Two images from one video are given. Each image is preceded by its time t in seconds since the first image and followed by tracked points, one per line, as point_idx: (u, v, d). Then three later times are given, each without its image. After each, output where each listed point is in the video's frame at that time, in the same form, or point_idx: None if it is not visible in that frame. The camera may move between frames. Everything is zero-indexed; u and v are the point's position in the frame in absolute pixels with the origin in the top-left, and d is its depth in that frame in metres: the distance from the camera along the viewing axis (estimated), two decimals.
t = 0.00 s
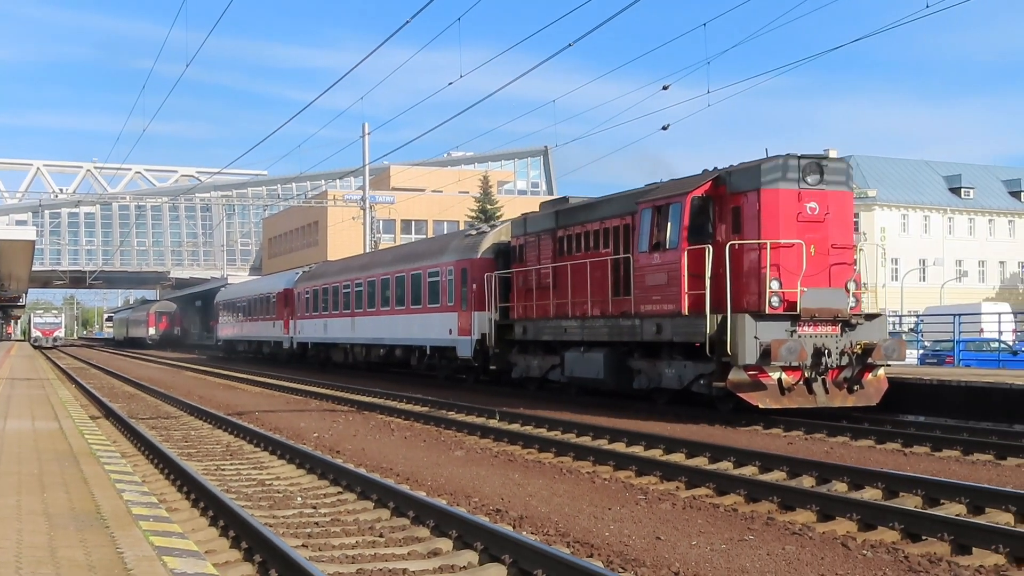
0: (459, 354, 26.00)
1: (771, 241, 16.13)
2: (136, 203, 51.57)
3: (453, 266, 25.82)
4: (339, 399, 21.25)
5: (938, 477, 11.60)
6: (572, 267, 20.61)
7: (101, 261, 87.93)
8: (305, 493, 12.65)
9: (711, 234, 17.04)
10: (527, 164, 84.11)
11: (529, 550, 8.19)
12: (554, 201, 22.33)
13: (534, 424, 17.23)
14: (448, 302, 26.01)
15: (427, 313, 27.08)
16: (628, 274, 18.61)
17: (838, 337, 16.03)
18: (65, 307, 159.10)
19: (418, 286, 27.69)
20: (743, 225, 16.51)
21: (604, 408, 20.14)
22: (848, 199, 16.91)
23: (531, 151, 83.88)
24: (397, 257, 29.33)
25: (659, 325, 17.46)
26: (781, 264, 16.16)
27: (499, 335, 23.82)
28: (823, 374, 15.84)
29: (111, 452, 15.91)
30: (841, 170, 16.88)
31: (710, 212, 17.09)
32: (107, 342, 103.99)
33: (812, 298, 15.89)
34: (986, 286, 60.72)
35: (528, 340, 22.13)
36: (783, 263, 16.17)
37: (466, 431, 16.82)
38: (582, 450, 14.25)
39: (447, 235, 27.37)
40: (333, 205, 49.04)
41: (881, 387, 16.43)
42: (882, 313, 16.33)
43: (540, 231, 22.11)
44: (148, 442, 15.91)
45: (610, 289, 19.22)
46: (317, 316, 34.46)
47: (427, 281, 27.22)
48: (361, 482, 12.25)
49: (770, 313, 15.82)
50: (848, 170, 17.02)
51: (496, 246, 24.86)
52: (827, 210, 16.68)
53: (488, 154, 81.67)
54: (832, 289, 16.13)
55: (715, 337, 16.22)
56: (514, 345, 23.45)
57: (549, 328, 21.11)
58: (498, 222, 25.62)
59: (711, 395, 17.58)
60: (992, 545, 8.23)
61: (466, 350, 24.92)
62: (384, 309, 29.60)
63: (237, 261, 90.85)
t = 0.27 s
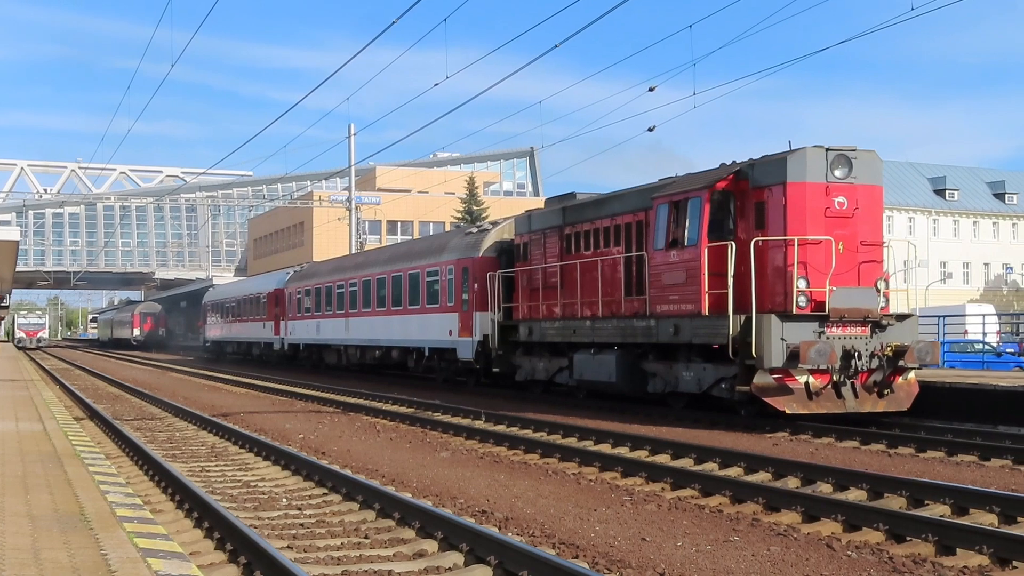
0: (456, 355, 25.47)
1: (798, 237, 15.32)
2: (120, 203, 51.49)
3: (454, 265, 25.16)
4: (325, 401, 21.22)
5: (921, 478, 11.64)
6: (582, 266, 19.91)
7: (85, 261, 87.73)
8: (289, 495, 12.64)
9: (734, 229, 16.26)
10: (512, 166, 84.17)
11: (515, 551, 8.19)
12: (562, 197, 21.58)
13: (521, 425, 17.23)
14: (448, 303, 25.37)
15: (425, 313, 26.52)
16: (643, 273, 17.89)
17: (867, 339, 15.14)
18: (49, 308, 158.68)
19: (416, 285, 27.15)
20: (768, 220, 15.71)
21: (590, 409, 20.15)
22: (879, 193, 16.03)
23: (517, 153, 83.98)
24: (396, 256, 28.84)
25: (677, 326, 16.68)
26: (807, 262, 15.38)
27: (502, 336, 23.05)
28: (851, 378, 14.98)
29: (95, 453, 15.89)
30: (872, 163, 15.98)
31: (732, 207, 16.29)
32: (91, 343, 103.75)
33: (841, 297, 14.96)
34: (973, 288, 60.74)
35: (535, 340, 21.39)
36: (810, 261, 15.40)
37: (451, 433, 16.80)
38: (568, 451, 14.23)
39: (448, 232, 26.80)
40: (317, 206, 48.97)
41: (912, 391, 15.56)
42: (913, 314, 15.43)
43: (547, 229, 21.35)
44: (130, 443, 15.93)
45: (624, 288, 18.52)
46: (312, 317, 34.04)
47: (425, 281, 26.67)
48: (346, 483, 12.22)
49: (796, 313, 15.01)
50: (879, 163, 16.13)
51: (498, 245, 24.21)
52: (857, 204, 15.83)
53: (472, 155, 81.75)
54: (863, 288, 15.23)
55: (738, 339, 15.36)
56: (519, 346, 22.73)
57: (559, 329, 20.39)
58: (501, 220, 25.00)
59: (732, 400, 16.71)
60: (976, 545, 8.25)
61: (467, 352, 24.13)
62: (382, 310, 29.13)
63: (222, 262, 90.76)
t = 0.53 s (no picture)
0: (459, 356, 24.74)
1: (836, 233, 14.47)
2: (103, 204, 51.40)
3: (457, 263, 24.22)
4: (308, 403, 21.23)
5: (905, 478, 11.67)
6: (597, 263, 18.98)
7: (68, 262, 87.65)
8: (273, 496, 12.62)
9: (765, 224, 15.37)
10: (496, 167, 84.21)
11: (500, 552, 8.19)
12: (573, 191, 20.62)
13: (505, 427, 17.24)
14: (450, 303, 24.52)
15: (427, 313, 25.70)
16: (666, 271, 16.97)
17: (910, 340, 14.37)
18: (31, 309, 158.22)
19: (417, 285, 26.33)
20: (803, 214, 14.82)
21: (575, 411, 20.13)
22: (921, 185, 15.18)
23: (501, 155, 84.02)
24: (396, 253, 28.03)
25: (704, 327, 15.69)
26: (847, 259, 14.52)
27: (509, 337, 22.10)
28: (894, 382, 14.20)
29: (79, 455, 15.90)
30: (914, 153, 15.13)
31: (762, 200, 15.38)
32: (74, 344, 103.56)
33: (884, 296, 14.09)
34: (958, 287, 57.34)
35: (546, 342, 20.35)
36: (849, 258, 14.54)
37: (435, 434, 16.80)
38: (552, 451, 14.25)
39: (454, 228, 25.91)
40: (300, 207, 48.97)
41: (956, 397, 14.79)
42: (958, 314, 14.67)
43: (558, 223, 20.40)
44: (113, 443, 15.93)
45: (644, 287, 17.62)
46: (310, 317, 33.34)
47: (427, 280, 25.82)
48: (331, 485, 12.18)
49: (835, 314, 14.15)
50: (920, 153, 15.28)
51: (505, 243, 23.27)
52: (899, 197, 14.98)
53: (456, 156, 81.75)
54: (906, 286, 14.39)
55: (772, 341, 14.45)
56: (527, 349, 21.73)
57: (572, 331, 19.37)
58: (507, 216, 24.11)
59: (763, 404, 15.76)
60: (959, 546, 8.27)
61: (472, 354, 23.18)
62: (382, 309, 28.36)
63: (205, 263, 90.62)
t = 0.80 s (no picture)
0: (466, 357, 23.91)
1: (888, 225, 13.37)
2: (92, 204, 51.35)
3: (467, 260, 23.19)
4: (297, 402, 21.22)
5: (894, 479, 11.67)
6: (620, 258, 18.01)
7: (58, 262, 87.58)
8: (262, 497, 12.61)
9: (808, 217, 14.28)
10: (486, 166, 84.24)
11: (489, 552, 8.19)
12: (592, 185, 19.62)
13: (495, 427, 17.24)
14: (459, 301, 23.49)
15: (433, 312, 24.77)
16: (698, 267, 15.90)
17: (966, 340, 13.24)
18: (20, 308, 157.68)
19: (423, 282, 25.38)
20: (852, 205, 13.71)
21: (564, 412, 20.11)
22: (978, 174, 14.09)
23: (490, 155, 84.03)
24: (401, 250, 27.14)
25: (741, 327, 14.59)
26: (900, 254, 13.41)
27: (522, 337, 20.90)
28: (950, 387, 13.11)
29: (67, 455, 15.88)
30: (970, 140, 14.03)
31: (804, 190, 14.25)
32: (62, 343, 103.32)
33: (940, 292, 12.99)
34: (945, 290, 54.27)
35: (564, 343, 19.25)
36: (903, 252, 13.43)
37: (425, 434, 16.78)
38: (542, 451, 14.24)
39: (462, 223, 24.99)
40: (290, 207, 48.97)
41: (1015, 401, 13.70)
42: (1018, 313, 13.54)
43: (576, 218, 19.37)
44: (101, 443, 15.90)
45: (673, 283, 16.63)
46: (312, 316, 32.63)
47: (434, 278, 24.81)
48: (320, 485, 12.18)
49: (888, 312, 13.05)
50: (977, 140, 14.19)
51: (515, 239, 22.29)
52: (954, 187, 13.88)
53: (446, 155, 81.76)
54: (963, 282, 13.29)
55: (818, 341, 13.34)
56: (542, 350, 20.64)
57: (591, 331, 18.28)
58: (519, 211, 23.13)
59: (804, 408, 14.67)
60: (948, 546, 8.29)
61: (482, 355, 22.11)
62: (385, 308, 27.50)
63: (195, 262, 90.50)
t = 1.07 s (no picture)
0: (476, 357, 23.25)
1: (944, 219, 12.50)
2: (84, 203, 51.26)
3: (479, 257, 22.41)
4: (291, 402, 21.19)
5: (885, 479, 11.66)
6: (646, 255, 17.21)
7: (51, 261, 87.49)
8: (255, 496, 12.59)
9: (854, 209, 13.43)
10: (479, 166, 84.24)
11: (483, 552, 8.18)
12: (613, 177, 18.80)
13: (488, 426, 17.21)
14: (471, 299, 22.73)
15: (444, 311, 23.95)
16: (732, 263, 15.13)
17: None
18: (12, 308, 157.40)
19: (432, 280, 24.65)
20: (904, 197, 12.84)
21: (556, 412, 20.10)
22: None
23: (483, 155, 84.03)
24: (410, 247, 26.32)
25: (782, 327, 13.74)
26: (956, 248, 12.55)
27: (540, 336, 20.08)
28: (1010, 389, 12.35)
29: (60, 455, 15.84)
30: None
31: (848, 181, 13.42)
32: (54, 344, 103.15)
33: (999, 290, 12.13)
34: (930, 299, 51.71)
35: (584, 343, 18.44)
36: (959, 246, 12.56)
37: (418, 434, 16.73)
38: (536, 451, 14.21)
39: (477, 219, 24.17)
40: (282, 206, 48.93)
41: None
42: None
43: (598, 212, 18.56)
44: (94, 443, 15.86)
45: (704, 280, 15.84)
46: (317, 315, 31.86)
47: (444, 276, 24.06)
48: (313, 484, 12.17)
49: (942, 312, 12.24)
50: None
51: (528, 235, 21.45)
52: (1013, 176, 12.99)
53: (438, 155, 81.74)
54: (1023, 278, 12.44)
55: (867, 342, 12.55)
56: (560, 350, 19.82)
57: (612, 331, 17.46)
58: (535, 206, 22.28)
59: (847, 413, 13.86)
60: (940, 545, 8.30)
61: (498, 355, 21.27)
62: (393, 307, 26.68)
63: (187, 262, 90.41)
